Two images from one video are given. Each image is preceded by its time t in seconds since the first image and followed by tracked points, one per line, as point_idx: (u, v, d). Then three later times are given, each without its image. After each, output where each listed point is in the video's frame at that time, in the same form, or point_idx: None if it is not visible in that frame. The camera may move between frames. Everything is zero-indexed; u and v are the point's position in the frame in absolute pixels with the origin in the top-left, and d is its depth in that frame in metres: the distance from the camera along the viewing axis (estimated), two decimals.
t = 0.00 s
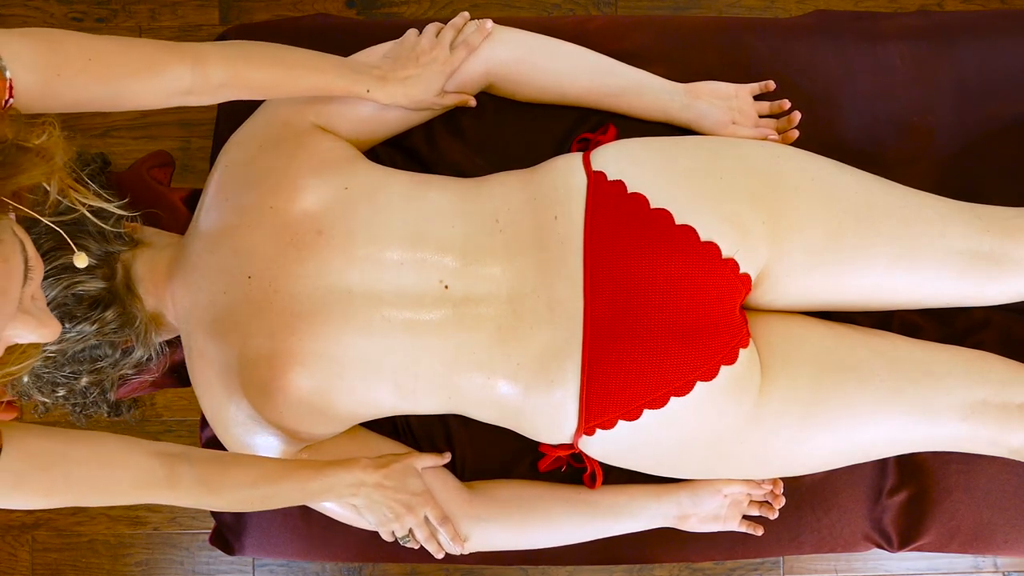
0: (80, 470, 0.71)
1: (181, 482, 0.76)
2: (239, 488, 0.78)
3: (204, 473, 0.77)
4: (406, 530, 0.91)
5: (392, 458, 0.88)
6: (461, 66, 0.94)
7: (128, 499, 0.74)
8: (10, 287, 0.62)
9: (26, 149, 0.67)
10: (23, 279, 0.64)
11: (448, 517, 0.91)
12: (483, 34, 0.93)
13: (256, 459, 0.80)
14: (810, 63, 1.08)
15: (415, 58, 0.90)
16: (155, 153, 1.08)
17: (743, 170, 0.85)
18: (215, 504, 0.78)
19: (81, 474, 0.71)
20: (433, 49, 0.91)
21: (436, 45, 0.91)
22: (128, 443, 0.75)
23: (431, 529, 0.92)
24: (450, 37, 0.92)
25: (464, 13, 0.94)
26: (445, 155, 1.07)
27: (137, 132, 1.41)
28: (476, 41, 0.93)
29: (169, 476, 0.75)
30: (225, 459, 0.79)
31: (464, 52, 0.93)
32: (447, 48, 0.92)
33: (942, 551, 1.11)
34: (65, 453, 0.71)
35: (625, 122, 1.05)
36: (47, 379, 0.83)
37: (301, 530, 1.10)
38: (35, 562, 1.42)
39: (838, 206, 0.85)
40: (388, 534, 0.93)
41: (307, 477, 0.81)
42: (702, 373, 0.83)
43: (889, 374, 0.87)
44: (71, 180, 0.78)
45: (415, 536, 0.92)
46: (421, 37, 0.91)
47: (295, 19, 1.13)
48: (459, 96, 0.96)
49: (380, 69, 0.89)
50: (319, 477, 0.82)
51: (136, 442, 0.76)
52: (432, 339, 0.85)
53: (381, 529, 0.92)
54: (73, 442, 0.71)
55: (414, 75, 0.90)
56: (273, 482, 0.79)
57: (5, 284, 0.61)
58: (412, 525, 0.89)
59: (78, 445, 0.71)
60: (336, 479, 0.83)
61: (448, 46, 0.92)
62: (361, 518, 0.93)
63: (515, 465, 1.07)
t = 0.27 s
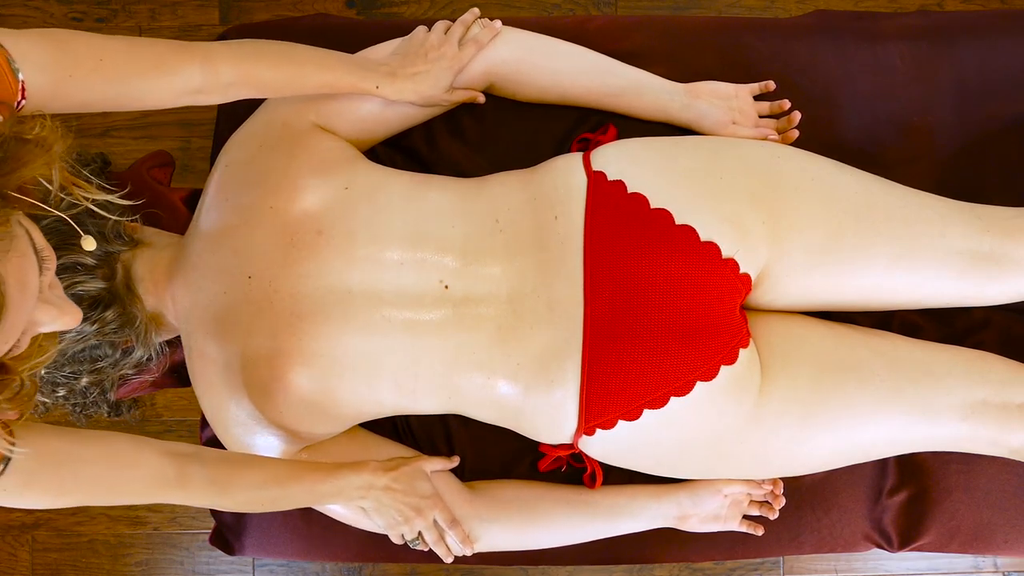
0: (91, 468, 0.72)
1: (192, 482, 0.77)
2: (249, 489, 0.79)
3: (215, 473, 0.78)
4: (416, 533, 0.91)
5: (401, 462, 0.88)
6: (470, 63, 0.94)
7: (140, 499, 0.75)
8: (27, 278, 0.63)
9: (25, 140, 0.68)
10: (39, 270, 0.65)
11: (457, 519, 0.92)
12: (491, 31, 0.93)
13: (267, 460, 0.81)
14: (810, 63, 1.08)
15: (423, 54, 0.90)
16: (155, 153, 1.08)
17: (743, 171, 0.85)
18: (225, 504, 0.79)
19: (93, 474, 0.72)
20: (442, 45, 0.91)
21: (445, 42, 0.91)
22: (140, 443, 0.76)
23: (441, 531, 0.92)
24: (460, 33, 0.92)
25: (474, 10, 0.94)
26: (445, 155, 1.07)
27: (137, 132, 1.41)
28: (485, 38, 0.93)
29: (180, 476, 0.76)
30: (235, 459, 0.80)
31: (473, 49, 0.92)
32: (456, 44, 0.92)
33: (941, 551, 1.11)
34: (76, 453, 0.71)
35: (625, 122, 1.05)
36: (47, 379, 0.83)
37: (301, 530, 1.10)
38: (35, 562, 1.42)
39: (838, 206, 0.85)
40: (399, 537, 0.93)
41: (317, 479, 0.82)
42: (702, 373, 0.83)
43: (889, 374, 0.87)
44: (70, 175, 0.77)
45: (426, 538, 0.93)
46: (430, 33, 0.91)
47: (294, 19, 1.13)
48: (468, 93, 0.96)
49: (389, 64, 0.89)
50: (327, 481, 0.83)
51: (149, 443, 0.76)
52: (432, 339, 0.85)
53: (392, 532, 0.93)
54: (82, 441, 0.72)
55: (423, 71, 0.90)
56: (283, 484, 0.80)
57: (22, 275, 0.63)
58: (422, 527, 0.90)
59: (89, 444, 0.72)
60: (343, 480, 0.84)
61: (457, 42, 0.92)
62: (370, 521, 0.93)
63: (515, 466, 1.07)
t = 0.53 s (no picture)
0: (102, 468, 0.72)
1: (201, 483, 0.77)
2: (256, 492, 0.79)
3: (224, 475, 0.78)
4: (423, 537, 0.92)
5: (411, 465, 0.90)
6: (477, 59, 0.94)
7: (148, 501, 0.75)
8: (40, 273, 0.63)
9: (28, 137, 0.67)
10: (52, 264, 0.65)
11: (466, 523, 0.92)
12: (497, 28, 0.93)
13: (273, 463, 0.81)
14: (811, 63, 1.08)
15: (431, 50, 0.90)
16: (155, 153, 1.08)
17: (743, 171, 0.85)
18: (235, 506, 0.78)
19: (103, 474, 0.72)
20: (448, 41, 0.91)
21: (453, 37, 0.91)
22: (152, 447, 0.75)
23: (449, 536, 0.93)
24: (466, 29, 0.92)
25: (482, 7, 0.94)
26: (446, 155, 1.07)
27: (137, 132, 1.41)
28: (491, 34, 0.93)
29: (189, 477, 0.76)
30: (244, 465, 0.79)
31: (481, 45, 0.92)
32: (463, 40, 0.92)
33: (941, 551, 1.11)
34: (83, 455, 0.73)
35: (625, 122, 1.05)
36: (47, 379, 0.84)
37: (301, 530, 1.10)
38: (35, 562, 1.42)
39: (839, 206, 0.85)
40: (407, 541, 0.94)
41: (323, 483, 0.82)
42: (702, 372, 0.83)
43: (890, 374, 0.87)
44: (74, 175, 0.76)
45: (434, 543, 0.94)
46: (438, 30, 0.91)
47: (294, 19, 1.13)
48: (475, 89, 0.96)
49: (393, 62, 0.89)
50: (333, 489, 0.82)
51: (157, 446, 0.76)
52: (431, 339, 0.85)
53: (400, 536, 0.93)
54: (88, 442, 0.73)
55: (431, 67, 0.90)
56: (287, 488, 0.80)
57: (33, 272, 0.62)
58: (430, 532, 0.90)
59: (94, 446, 0.72)
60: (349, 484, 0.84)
61: (463, 38, 0.92)
62: (377, 525, 0.94)
63: (515, 466, 1.07)
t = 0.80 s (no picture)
0: (111, 471, 0.74)
1: (209, 486, 0.78)
2: (263, 497, 0.80)
3: (232, 478, 0.79)
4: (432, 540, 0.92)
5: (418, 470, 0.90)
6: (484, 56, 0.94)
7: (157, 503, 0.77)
8: (49, 271, 0.63)
9: (23, 136, 0.67)
10: (60, 261, 0.65)
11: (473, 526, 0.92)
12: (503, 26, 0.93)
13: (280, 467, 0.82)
14: (811, 63, 1.08)
15: (437, 47, 0.90)
16: (155, 153, 1.08)
17: (743, 170, 0.85)
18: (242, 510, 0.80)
19: (112, 476, 0.74)
20: (455, 37, 0.91)
21: (459, 34, 0.91)
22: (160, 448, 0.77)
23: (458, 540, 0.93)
24: (474, 25, 0.92)
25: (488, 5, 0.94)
26: (446, 155, 1.07)
27: (137, 132, 1.41)
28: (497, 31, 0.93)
29: (198, 480, 0.77)
30: (250, 466, 0.80)
31: (487, 42, 0.92)
32: (470, 37, 0.91)
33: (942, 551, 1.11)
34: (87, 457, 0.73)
35: (625, 122, 1.05)
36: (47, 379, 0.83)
37: (301, 530, 1.10)
38: (35, 562, 1.42)
39: (838, 206, 0.85)
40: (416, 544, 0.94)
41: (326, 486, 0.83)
42: (702, 372, 0.83)
43: (890, 374, 0.87)
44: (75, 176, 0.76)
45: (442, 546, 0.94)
46: (444, 26, 0.91)
47: (295, 19, 1.13)
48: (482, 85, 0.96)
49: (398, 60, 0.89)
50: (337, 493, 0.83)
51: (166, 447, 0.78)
52: (431, 339, 0.85)
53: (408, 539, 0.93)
54: (88, 443, 0.74)
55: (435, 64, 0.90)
56: (291, 492, 0.81)
57: (42, 270, 0.63)
58: (438, 535, 0.90)
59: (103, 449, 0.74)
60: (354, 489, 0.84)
61: (470, 35, 0.91)
62: (385, 528, 0.94)
63: (515, 466, 1.08)
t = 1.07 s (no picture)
0: (121, 475, 0.74)
1: (218, 489, 0.78)
2: (269, 500, 0.79)
3: (240, 482, 0.79)
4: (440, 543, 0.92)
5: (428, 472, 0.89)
6: (490, 53, 0.94)
7: (165, 505, 0.77)
8: (64, 280, 0.64)
9: (40, 145, 0.67)
10: (74, 269, 0.66)
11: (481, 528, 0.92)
12: (506, 25, 0.93)
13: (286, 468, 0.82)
14: (811, 63, 1.08)
15: (443, 44, 0.90)
16: (155, 153, 1.08)
17: (743, 170, 0.85)
18: (251, 513, 0.80)
19: (123, 480, 0.74)
20: (461, 34, 0.90)
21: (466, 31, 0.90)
22: (169, 451, 0.77)
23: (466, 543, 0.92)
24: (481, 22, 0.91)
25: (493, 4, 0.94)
26: (446, 155, 1.07)
27: (137, 132, 1.41)
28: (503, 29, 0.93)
29: (206, 482, 0.77)
30: (258, 468, 0.80)
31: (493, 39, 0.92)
32: (477, 34, 0.91)
33: (942, 551, 1.11)
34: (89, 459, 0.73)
35: (625, 122, 1.05)
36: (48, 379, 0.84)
37: (301, 530, 1.10)
38: (35, 562, 1.42)
39: (838, 206, 0.85)
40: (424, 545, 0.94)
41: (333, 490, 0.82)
42: (702, 372, 0.83)
43: (890, 374, 0.87)
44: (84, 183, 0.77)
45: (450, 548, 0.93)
46: (450, 24, 0.91)
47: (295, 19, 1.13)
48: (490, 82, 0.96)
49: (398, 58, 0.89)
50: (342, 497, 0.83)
51: (175, 450, 0.78)
52: (431, 339, 0.85)
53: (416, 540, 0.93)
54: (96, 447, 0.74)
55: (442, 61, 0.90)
56: (296, 494, 0.80)
57: (57, 280, 0.63)
58: (445, 538, 0.90)
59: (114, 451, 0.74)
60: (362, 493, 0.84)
61: (476, 31, 0.91)
62: (393, 530, 0.94)
63: (515, 466, 1.08)
